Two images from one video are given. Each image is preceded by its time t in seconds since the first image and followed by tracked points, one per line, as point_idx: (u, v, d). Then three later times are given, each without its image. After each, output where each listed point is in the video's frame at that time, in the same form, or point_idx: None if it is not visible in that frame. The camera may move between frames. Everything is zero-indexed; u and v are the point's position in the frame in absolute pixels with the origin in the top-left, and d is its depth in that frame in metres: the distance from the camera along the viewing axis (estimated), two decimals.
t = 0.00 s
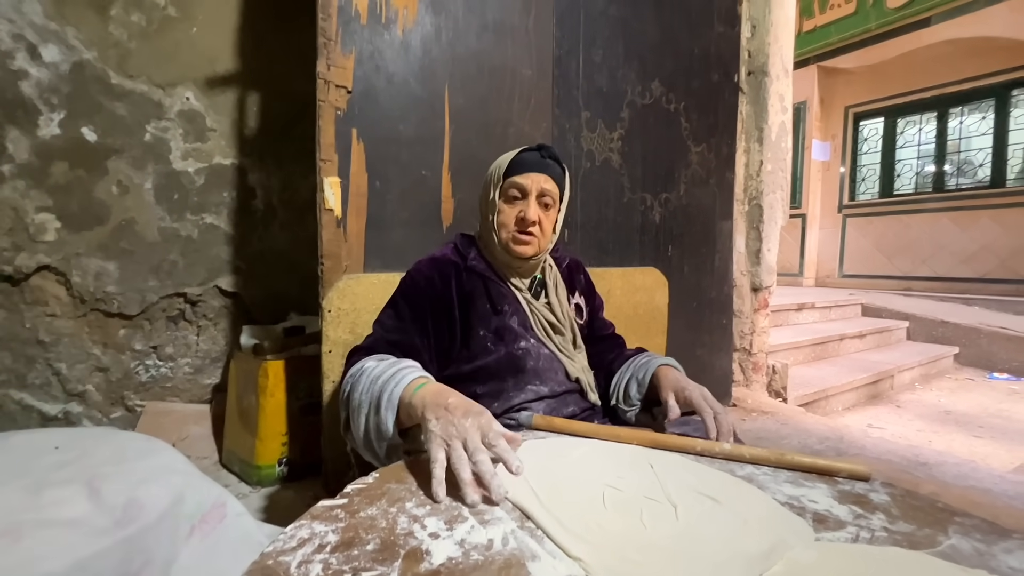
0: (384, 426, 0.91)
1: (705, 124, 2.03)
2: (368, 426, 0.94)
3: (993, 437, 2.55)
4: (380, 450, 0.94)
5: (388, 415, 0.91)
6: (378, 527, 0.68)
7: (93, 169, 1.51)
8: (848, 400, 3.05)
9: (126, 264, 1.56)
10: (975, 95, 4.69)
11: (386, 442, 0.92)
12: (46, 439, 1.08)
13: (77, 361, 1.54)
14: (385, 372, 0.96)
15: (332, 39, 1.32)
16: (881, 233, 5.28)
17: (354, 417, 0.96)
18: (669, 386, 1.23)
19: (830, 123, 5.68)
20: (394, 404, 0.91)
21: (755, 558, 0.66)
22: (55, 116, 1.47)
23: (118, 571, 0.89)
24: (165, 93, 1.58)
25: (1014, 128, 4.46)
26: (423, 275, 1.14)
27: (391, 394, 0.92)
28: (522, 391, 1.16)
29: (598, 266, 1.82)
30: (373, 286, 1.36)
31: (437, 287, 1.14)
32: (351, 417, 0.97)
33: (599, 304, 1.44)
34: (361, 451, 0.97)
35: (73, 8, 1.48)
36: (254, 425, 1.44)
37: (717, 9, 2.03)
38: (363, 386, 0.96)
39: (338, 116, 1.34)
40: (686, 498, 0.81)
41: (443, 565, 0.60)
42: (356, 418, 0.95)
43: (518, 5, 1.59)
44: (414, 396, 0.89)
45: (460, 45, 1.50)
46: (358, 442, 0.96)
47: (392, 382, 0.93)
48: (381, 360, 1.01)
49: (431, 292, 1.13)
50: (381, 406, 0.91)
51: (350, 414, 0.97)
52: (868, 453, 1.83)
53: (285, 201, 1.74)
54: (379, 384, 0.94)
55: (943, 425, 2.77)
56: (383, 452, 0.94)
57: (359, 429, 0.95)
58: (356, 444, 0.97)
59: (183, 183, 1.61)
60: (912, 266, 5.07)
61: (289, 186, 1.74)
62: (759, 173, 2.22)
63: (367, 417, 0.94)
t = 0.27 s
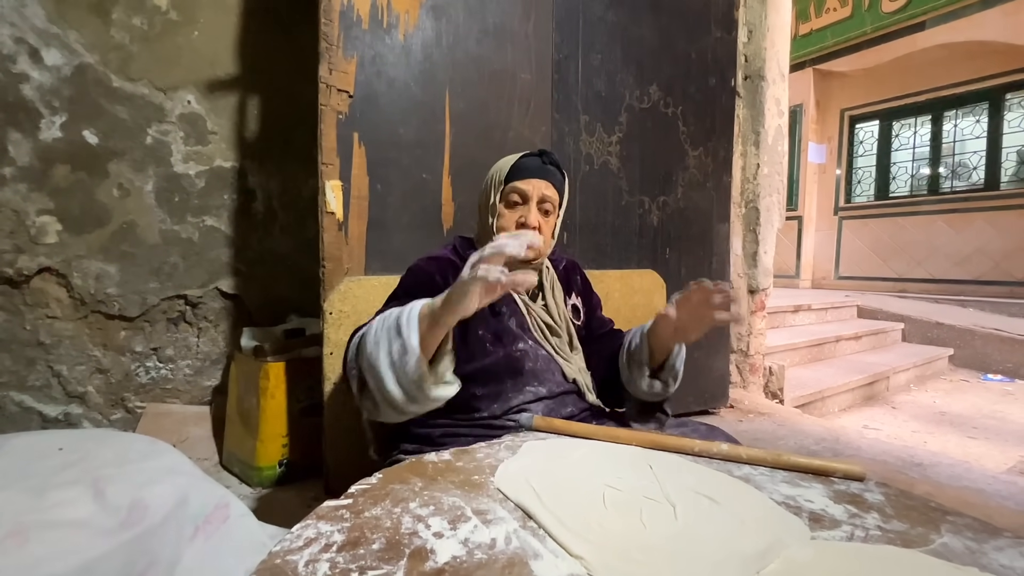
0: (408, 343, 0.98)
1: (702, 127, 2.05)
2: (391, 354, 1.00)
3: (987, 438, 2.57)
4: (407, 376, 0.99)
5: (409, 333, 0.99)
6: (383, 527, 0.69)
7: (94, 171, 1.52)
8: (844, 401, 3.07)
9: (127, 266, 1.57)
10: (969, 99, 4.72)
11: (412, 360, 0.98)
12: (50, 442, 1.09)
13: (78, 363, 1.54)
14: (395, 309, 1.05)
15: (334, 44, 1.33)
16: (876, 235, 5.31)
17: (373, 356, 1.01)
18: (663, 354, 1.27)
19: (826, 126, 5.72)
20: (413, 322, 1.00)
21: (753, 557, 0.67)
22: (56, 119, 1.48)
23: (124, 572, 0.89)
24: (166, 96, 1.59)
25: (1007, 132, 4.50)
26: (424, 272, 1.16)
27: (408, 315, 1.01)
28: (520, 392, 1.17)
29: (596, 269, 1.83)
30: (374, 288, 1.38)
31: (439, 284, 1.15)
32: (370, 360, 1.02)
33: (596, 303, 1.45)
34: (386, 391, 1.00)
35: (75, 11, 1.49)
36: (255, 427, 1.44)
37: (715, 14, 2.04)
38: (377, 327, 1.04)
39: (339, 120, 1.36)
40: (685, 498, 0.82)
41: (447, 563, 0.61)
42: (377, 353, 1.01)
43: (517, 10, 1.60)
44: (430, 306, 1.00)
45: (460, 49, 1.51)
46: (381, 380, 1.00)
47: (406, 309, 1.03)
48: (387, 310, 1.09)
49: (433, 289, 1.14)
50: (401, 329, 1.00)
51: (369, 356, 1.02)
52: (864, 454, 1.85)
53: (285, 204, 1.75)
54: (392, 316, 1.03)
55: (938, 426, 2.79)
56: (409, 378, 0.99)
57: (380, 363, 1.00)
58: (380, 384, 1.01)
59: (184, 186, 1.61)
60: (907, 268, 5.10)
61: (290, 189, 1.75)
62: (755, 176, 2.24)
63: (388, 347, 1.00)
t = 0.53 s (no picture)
0: (434, 354, 0.92)
1: (699, 129, 2.06)
2: (415, 362, 0.94)
3: (983, 439, 2.58)
4: (429, 386, 0.93)
5: (437, 343, 0.92)
6: (380, 526, 0.70)
7: (92, 173, 1.52)
8: (840, 402, 3.09)
9: (126, 267, 1.57)
10: (964, 101, 4.75)
11: (438, 373, 0.92)
12: (48, 442, 1.09)
13: (76, 365, 1.54)
14: (420, 314, 0.98)
15: (332, 47, 1.34)
16: (873, 237, 5.33)
17: (396, 363, 0.95)
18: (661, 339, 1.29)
19: (823, 128, 5.74)
20: (440, 331, 0.92)
21: (746, 555, 0.68)
22: (55, 121, 1.48)
23: (123, 571, 0.90)
24: (165, 98, 1.59)
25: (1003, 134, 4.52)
26: (430, 268, 1.17)
27: (435, 323, 0.94)
28: (519, 392, 1.17)
29: (594, 270, 1.84)
30: (372, 289, 1.39)
31: (443, 281, 1.16)
32: (392, 366, 0.96)
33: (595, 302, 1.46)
34: (408, 399, 0.95)
35: (74, 13, 1.49)
36: (253, 427, 1.45)
37: (711, 17, 2.06)
38: (399, 332, 0.97)
39: (338, 122, 1.36)
40: (680, 498, 0.83)
41: (444, 562, 0.62)
42: (400, 362, 0.94)
43: (515, 13, 1.61)
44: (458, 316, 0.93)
45: (458, 52, 1.52)
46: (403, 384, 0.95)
47: (433, 315, 0.95)
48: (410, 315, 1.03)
49: (438, 285, 1.15)
50: (426, 338, 0.93)
51: (393, 362, 0.96)
52: (859, 455, 1.86)
53: (284, 205, 1.76)
54: (418, 322, 0.96)
55: (933, 426, 2.81)
56: (431, 388, 0.93)
57: (403, 373, 0.94)
58: (402, 391, 0.96)
59: (183, 187, 1.62)
60: (903, 270, 5.12)
61: (289, 191, 1.76)
62: (752, 178, 2.25)
63: (412, 355, 0.94)
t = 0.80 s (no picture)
0: (386, 415, 0.89)
1: (695, 130, 2.07)
2: (370, 417, 0.92)
3: (977, 438, 2.60)
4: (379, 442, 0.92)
5: (388, 404, 0.89)
6: (375, 527, 0.70)
7: (88, 173, 1.52)
8: (836, 402, 3.10)
9: (121, 268, 1.57)
10: (959, 103, 4.77)
11: (388, 433, 0.90)
12: (42, 444, 1.09)
13: (71, 366, 1.54)
14: (385, 363, 0.95)
15: (329, 47, 1.34)
16: (869, 238, 5.35)
17: (355, 410, 0.94)
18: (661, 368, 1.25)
19: (819, 129, 5.76)
20: (394, 392, 0.90)
21: (739, 555, 0.68)
22: (50, 121, 1.48)
23: (118, 572, 0.89)
24: (161, 98, 1.59)
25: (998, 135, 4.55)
26: (424, 280, 1.16)
27: (392, 382, 0.91)
28: (519, 396, 1.17)
29: (591, 271, 1.85)
30: (368, 290, 1.38)
31: (438, 290, 1.16)
32: (353, 412, 0.95)
33: (595, 308, 1.46)
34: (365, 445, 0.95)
35: (70, 13, 1.49)
36: (249, 429, 1.45)
37: (708, 19, 2.06)
38: (363, 378, 0.95)
39: (334, 123, 1.36)
40: (674, 498, 0.83)
41: (439, 562, 0.62)
42: (357, 410, 0.94)
43: (512, 14, 1.61)
44: (414, 378, 0.89)
45: (455, 53, 1.52)
46: (359, 435, 0.94)
47: (392, 371, 0.92)
48: (380, 354, 1.00)
49: (432, 296, 1.15)
50: (382, 395, 0.90)
51: (353, 407, 0.95)
52: (854, 455, 1.86)
53: (280, 206, 1.76)
54: (380, 374, 0.93)
55: (928, 426, 2.82)
56: (381, 444, 0.92)
57: (359, 423, 0.94)
58: (358, 436, 0.96)
59: (179, 188, 1.62)
60: (899, 270, 5.14)
61: (285, 191, 1.76)
62: (748, 179, 2.26)
63: (368, 408, 0.92)
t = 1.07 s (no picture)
0: (351, 426, 0.94)
1: (693, 130, 2.07)
2: (340, 426, 0.97)
3: (973, 437, 2.61)
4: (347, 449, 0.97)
5: (353, 417, 0.94)
6: (373, 526, 0.70)
7: (84, 172, 1.51)
8: (833, 401, 3.11)
9: (118, 267, 1.56)
10: (956, 103, 4.78)
11: (354, 442, 0.95)
12: (37, 444, 1.08)
13: (66, 365, 1.53)
14: (356, 374, 1.00)
15: (326, 45, 1.33)
16: (866, 237, 5.36)
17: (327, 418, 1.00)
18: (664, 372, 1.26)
19: (817, 129, 5.77)
20: (360, 405, 0.94)
21: (737, 553, 0.68)
22: (46, 119, 1.47)
23: (114, 572, 0.89)
24: (158, 96, 1.58)
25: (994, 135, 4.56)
26: (415, 283, 1.16)
27: (358, 395, 0.95)
28: (514, 395, 1.17)
29: (589, 270, 1.84)
30: (366, 290, 1.39)
31: (430, 293, 1.15)
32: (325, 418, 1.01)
33: (593, 308, 1.45)
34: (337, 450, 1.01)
35: (65, 11, 1.48)
36: (246, 428, 1.44)
37: (706, 18, 2.06)
38: (335, 387, 1.00)
39: (332, 121, 1.36)
40: (673, 496, 0.83)
41: (437, 562, 0.62)
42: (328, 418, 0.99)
43: (510, 12, 1.61)
44: (377, 393, 0.93)
45: (453, 52, 1.52)
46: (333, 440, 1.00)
47: (360, 382, 0.97)
48: (355, 363, 1.04)
49: (424, 299, 1.15)
50: (350, 408, 0.95)
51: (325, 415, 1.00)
52: (851, 454, 1.87)
53: (278, 204, 1.75)
54: (350, 386, 0.97)
55: (925, 425, 2.83)
56: (349, 451, 0.97)
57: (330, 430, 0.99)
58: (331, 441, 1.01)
59: (175, 186, 1.61)
60: (896, 270, 5.16)
61: (283, 190, 1.76)
62: (746, 178, 2.26)
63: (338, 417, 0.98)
